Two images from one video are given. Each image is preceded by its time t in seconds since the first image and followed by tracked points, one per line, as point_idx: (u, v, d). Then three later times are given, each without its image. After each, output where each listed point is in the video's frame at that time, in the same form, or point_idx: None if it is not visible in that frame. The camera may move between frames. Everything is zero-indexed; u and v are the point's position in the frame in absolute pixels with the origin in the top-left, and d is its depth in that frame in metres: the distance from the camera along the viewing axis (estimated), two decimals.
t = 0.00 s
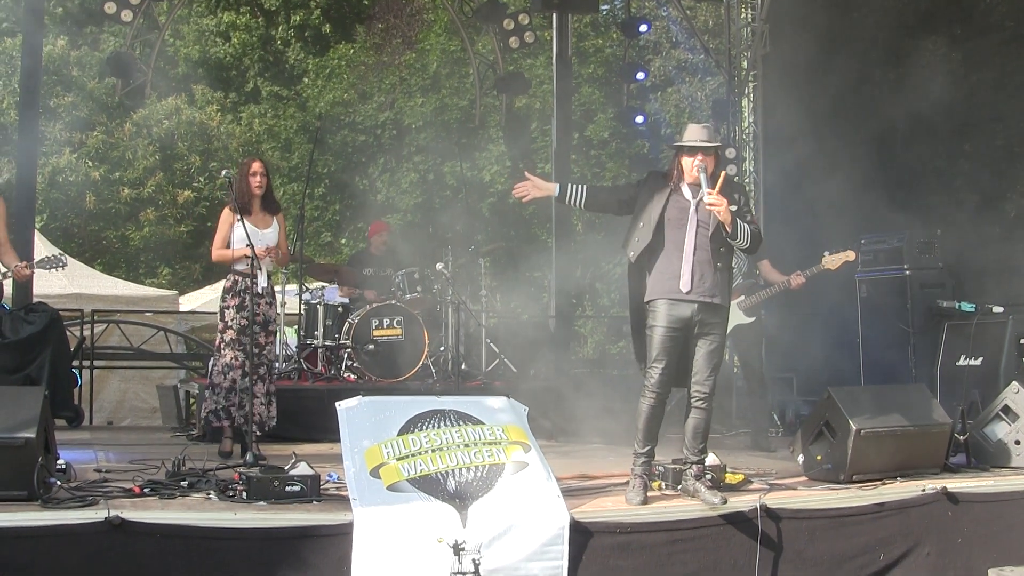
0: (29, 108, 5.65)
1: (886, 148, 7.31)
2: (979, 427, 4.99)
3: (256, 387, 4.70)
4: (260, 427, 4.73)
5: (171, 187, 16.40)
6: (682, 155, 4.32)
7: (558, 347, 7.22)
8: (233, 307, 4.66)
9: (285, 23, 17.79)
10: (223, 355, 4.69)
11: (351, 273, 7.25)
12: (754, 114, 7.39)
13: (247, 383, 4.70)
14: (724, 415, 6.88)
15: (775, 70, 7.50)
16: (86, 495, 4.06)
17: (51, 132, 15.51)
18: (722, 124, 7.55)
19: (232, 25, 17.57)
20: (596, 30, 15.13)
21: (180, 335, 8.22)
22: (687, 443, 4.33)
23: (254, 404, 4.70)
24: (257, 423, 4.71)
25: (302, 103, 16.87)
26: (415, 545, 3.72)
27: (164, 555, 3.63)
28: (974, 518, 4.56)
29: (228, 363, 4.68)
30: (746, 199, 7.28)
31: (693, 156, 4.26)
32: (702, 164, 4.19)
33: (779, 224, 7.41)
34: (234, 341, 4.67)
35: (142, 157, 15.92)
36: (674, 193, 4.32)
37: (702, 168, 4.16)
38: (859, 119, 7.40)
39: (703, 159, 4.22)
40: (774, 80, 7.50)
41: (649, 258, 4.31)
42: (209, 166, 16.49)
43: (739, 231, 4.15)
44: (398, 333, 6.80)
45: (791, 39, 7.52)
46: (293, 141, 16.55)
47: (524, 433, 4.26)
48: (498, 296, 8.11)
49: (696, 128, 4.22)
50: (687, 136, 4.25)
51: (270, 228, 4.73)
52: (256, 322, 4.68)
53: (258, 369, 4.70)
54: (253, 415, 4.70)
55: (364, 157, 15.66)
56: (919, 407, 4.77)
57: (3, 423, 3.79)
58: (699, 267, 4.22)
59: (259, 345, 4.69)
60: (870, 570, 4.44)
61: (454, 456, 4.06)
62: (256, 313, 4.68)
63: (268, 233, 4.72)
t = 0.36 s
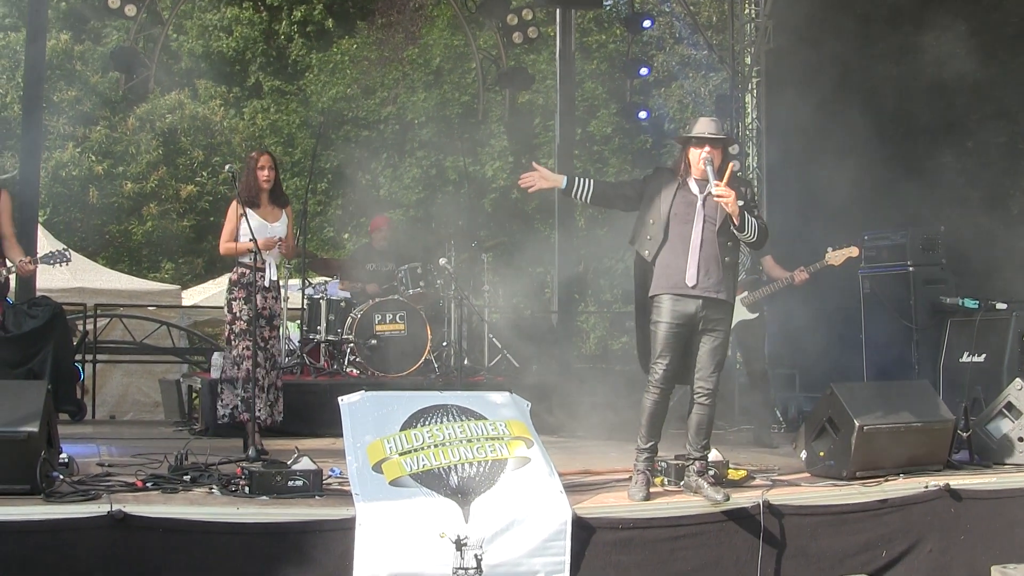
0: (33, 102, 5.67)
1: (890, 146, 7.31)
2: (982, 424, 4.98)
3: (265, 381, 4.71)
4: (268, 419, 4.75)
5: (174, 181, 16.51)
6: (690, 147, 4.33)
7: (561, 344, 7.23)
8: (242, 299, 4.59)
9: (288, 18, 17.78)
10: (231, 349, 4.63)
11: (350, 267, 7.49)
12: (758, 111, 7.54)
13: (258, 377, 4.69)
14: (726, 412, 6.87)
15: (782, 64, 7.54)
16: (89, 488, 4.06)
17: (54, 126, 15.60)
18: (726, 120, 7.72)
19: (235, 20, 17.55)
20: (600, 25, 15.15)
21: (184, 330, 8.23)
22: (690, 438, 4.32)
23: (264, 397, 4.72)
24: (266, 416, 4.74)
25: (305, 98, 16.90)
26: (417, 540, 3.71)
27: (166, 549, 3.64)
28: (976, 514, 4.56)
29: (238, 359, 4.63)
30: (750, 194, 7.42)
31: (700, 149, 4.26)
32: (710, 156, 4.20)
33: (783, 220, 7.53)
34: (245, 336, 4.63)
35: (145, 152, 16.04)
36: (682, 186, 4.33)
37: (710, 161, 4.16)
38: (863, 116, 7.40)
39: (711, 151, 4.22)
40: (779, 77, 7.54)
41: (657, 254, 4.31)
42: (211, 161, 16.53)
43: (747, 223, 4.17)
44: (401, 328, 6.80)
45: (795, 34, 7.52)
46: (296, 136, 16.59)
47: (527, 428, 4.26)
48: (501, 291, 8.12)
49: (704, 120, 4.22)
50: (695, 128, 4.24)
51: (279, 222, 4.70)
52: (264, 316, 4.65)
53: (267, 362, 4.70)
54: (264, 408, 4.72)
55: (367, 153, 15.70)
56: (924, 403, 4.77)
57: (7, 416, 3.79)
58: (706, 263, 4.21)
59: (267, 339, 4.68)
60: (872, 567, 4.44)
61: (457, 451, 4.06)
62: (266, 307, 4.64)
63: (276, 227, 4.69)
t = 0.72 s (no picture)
0: (40, 102, 5.68)
1: (895, 146, 7.31)
2: (989, 423, 4.97)
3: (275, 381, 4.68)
4: (276, 419, 4.73)
5: (180, 180, 16.62)
6: (696, 146, 4.32)
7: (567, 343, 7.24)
8: (251, 299, 4.54)
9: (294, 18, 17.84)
10: (239, 350, 4.59)
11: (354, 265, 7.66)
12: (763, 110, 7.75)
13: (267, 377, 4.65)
14: (733, 412, 6.87)
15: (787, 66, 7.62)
16: (96, 487, 4.07)
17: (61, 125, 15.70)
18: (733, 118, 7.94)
19: (241, 19, 17.60)
20: (605, 25, 15.21)
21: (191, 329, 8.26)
22: (696, 437, 4.32)
23: (272, 398, 4.68)
24: (275, 416, 4.72)
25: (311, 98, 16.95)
26: (423, 537, 3.71)
27: (173, 547, 3.64)
28: (983, 514, 4.55)
29: (246, 359, 4.60)
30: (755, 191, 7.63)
31: (707, 148, 4.26)
32: (717, 156, 4.20)
33: (791, 219, 7.53)
34: (253, 337, 4.57)
35: (151, 150, 16.00)
36: (689, 185, 4.33)
37: (717, 160, 4.16)
38: (868, 116, 7.40)
39: (718, 151, 4.23)
40: (783, 78, 7.62)
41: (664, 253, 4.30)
42: (218, 160, 16.59)
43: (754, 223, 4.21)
44: (407, 327, 6.79)
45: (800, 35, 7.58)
46: (303, 136, 16.66)
47: (532, 427, 4.26)
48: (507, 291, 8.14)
49: (710, 120, 4.22)
50: (701, 127, 4.24)
51: (285, 218, 4.73)
52: (274, 317, 4.60)
53: (276, 363, 4.66)
54: (273, 408, 4.70)
55: (373, 152, 15.74)
56: (930, 402, 4.77)
57: (14, 415, 3.80)
58: (712, 262, 4.22)
59: (277, 339, 4.62)
60: (878, 566, 4.43)
61: (463, 450, 4.06)
62: (275, 307, 4.60)
63: (284, 224, 4.71)
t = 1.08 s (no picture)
0: (40, 108, 5.68)
1: (892, 144, 7.33)
2: (990, 422, 4.98)
3: (279, 385, 4.60)
4: (283, 426, 4.63)
5: (182, 185, 16.78)
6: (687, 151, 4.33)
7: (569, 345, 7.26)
8: (253, 303, 4.52)
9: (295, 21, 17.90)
10: (241, 353, 4.55)
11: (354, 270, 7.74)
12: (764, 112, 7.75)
13: (270, 381, 4.58)
14: (734, 412, 6.89)
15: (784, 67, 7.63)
16: (99, 492, 4.07)
17: (62, 130, 15.92)
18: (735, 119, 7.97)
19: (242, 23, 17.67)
20: (605, 27, 15.31)
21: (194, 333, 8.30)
22: (700, 439, 4.33)
23: (277, 403, 4.60)
24: (282, 422, 4.62)
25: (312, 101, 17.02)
26: (428, 541, 3.74)
27: (177, 552, 3.64)
28: (985, 513, 4.57)
29: (246, 362, 4.55)
30: (756, 192, 7.69)
31: (698, 152, 4.27)
32: (709, 159, 4.21)
33: (789, 218, 7.61)
34: (254, 340, 4.53)
35: (152, 154, 16.22)
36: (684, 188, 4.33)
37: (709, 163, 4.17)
38: (866, 115, 7.40)
39: (709, 154, 4.23)
40: (781, 80, 7.63)
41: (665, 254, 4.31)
42: (220, 164, 16.72)
43: (750, 222, 4.17)
44: (410, 330, 6.84)
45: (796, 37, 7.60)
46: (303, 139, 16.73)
47: (537, 430, 4.26)
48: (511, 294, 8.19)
49: (699, 123, 4.23)
50: (691, 131, 4.26)
51: (286, 219, 4.65)
52: (276, 319, 4.56)
53: (279, 366, 4.59)
54: (279, 414, 4.62)
55: (373, 154, 15.80)
56: (932, 401, 4.78)
57: (15, 420, 3.80)
58: (714, 263, 4.23)
59: (280, 342, 4.57)
60: (881, 566, 4.45)
61: (467, 454, 4.06)
62: (277, 309, 4.56)
63: (284, 224, 4.63)
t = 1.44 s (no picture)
0: (61, 115, 5.87)
1: (887, 149, 7.51)
2: (977, 418, 5.16)
3: (290, 381, 4.73)
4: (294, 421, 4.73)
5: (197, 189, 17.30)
6: (689, 155, 4.51)
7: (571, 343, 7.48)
8: (266, 302, 4.69)
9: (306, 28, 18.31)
10: (253, 350, 4.73)
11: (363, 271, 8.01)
12: (758, 118, 7.86)
13: (282, 376, 4.72)
14: (731, 408, 7.08)
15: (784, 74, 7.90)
16: (118, 484, 4.26)
17: (83, 136, 16.51)
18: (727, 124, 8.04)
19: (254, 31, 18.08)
20: (606, 36, 15.71)
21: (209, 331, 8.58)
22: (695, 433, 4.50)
23: (288, 398, 4.72)
24: (293, 415, 4.73)
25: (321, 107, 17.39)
26: (434, 531, 3.89)
27: (192, 540, 3.82)
28: (971, 505, 4.74)
29: (259, 359, 4.72)
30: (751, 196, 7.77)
31: (699, 156, 4.44)
32: (709, 164, 4.38)
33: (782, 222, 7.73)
34: (267, 338, 4.70)
35: (167, 159, 16.88)
36: (684, 191, 4.50)
37: (709, 168, 4.35)
38: (860, 122, 7.63)
39: (710, 159, 4.41)
40: (781, 86, 7.89)
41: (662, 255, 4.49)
42: (233, 168, 17.19)
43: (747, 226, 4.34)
44: (416, 328, 7.03)
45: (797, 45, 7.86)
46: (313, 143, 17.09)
47: (539, 425, 4.44)
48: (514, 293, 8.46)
49: (700, 129, 4.40)
50: (693, 136, 4.42)
51: (292, 221, 4.81)
52: (289, 317, 4.74)
53: (291, 362, 4.74)
54: (287, 408, 4.72)
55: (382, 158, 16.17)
56: (920, 398, 4.95)
57: (37, 415, 3.98)
58: (710, 264, 4.40)
59: (292, 339, 4.73)
60: (870, 557, 4.62)
61: (471, 447, 4.22)
62: (290, 308, 4.73)
63: (292, 226, 4.79)
